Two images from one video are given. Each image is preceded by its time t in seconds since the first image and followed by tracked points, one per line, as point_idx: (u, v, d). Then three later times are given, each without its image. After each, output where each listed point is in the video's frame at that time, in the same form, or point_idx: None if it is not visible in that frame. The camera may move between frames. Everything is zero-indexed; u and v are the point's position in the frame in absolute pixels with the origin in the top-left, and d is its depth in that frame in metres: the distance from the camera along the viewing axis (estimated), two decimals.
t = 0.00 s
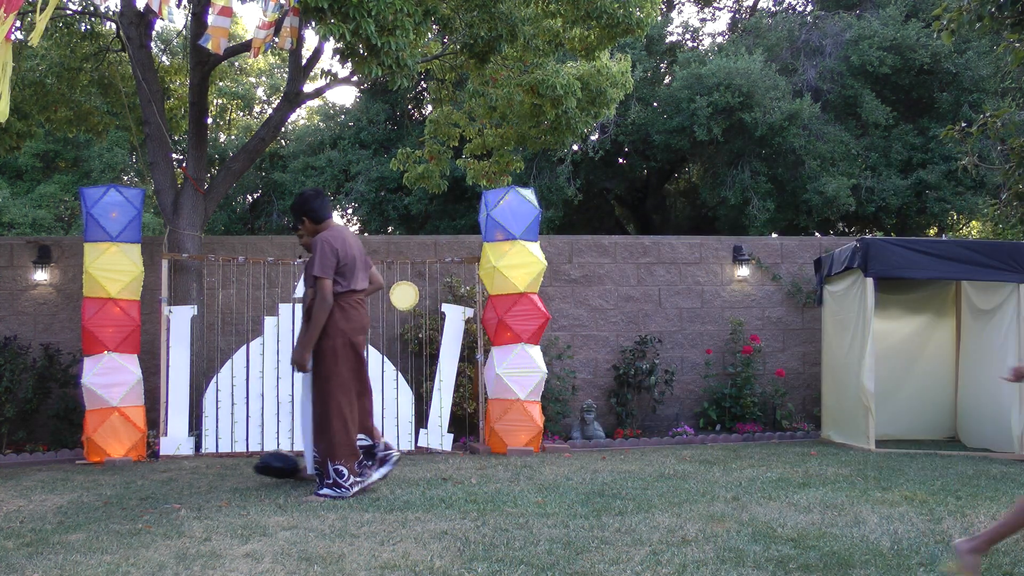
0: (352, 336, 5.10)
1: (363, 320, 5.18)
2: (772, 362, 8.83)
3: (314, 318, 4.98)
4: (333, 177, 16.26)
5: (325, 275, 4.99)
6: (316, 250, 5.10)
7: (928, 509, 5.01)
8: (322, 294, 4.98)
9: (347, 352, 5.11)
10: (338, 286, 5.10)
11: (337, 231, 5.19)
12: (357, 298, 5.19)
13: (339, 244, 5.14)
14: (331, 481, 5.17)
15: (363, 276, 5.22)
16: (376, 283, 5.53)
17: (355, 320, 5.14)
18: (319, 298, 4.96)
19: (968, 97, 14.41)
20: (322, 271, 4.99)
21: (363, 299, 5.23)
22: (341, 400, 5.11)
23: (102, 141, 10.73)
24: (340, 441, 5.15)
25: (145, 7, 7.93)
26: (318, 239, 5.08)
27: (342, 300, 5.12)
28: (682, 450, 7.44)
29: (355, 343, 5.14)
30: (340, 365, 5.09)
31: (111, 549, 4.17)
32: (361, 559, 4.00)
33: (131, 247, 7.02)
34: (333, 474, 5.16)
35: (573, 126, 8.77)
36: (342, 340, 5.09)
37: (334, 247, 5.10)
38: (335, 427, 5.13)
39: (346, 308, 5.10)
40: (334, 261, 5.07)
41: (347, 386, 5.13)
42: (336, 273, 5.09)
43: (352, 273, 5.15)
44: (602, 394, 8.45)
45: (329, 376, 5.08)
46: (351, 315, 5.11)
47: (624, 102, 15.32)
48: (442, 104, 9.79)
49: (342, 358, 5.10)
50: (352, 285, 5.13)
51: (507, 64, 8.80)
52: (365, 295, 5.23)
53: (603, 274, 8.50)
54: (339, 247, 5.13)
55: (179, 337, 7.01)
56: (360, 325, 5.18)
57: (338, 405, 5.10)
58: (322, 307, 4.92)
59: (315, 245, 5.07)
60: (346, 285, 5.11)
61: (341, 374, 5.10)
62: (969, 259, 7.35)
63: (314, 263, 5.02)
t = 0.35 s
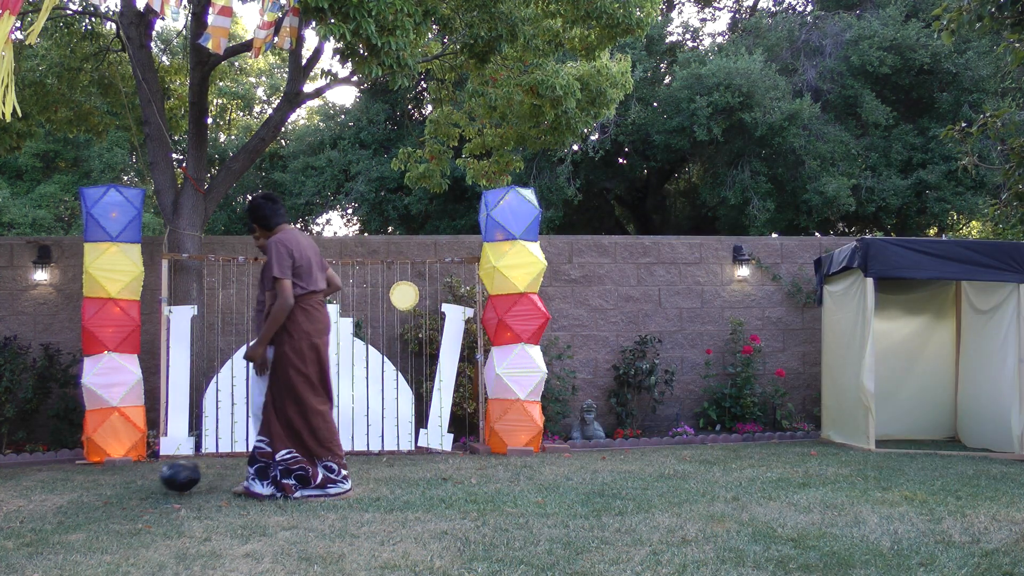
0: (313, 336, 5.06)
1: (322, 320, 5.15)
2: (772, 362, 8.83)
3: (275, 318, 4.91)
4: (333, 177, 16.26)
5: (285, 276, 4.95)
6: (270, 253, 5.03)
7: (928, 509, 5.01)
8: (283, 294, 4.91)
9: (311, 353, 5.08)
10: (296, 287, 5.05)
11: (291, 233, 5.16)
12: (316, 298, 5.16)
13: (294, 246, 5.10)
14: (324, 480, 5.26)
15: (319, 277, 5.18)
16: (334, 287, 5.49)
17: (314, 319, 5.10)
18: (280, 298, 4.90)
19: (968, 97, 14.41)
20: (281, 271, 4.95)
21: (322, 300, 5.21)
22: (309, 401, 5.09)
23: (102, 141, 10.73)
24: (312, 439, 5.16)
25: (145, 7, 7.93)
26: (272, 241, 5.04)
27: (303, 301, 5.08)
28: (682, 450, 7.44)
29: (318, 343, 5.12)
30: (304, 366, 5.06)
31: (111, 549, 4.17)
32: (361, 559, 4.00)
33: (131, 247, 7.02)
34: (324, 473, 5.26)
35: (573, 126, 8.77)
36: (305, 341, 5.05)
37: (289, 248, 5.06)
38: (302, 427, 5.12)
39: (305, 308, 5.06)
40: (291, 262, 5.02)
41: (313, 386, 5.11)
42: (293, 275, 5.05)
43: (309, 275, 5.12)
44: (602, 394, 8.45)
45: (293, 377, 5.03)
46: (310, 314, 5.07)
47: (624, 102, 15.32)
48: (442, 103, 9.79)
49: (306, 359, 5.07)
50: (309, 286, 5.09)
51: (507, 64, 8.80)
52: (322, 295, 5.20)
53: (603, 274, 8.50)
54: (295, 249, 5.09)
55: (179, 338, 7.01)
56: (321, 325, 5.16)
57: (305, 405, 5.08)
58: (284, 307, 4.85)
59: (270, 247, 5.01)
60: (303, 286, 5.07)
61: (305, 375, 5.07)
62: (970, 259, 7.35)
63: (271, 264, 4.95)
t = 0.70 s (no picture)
0: (256, 337, 5.03)
1: (269, 323, 5.12)
2: (772, 362, 8.82)
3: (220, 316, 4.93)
4: (333, 177, 16.25)
5: (229, 275, 4.96)
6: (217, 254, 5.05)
7: (928, 509, 5.01)
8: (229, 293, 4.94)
9: (245, 354, 5.01)
10: (242, 288, 5.05)
11: (239, 235, 5.18)
12: (260, 301, 5.12)
13: (240, 246, 5.09)
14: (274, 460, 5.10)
15: (268, 280, 5.18)
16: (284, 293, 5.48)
17: (259, 322, 5.07)
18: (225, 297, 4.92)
19: (968, 97, 14.41)
20: (225, 270, 4.97)
21: (268, 303, 5.16)
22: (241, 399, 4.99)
23: (102, 141, 10.73)
24: (240, 435, 5.04)
25: (145, 7, 7.93)
26: (219, 241, 5.07)
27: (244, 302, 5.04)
28: (682, 450, 7.45)
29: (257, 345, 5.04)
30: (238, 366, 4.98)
31: (111, 549, 4.17)
32: (361, 559, 4.00)
33: (131, 247, 7.02)
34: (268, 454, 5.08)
35: (573, 126, 8.77)
36: (246, 342, 4.99)
37: (235, 249, 5.07)
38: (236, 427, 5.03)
39: (251, 309, 5.04)
40: (235, 262, 5.03)
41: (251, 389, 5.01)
42: (237, 275, 5.03)
43: (254, 276, 5.10)
44: (602, 394, 8.45)
45: (230, 377, 4.97)
46: (254, 316, 5.05)
47: (624, 102, 15.32)
48: (442, 103, 9.79)
49: (245, 361, 4.99)
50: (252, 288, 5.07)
51: (507, 64, 8.77)
52: (270, 299, 5.18)
53: (603, 274, 8.50)
54: (241, 250, 5.10)
55: (179, 338, 7.02)
56: (263, 327, 5.08)
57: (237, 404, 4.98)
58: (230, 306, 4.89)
59: (215, 248, 5.04)
60: (249, 287, 5.07)
61: (238, 376, 4.98)
62: (971, 259, 7.35)
63: (214, 264, 4.97)
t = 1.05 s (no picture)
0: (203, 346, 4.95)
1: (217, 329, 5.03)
2: (772, 362, 8.82)
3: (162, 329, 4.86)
4: (333, 177, 16.24)
5: (170, 287, 4.86)
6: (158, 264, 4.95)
7: (928, 509, 5.01)
8: (169, 305, 4.85)
9: (190, 362, 4.93)
10: (185, 297, 4.95)
11: (184, 242, 5.05)
12: (208, 308, 5.00)
13: (183, 255, 4.98)
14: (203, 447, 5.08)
15: (214, 286, 5.06)
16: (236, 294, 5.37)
17: (207, 330, 4.98)
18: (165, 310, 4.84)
19: (968, 97, 14.41)
20: (165, 282, 4.86)
21: (217, 309, 5.04)
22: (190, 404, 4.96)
23: (102, 141, 10.73)
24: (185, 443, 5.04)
25: (146, 7, 7.93)
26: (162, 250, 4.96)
27: (188, 310, 4.95)
28: (682, 450, 7.45)
29: (203, 352, 4.95)
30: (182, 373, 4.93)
31: (111, 549, 4.17)
32: (361, 559, 4.00)
33: (131, 247, 7.01)
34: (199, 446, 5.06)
35: (573, 126, 8.77)
36: (192, 352, 4.93)
37: (177, 258, 4.95)
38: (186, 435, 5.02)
39: (196, 318, 4.95)
40: (178, 272, 4.92)
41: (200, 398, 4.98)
42: (180, 285, 4.93)
43: (199, 283, 4.98)
44: (602, 394, 8.45)
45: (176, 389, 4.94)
46: (200, 324, 4.96)
47: (624, 102, 15.31)
48: (442, 103, 9.79)
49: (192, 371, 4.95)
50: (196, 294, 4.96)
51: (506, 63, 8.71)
52: (218, 305, 5.07)
53: (603, 274, 8.50)
54: (185, 259, 4.99)
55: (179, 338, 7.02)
56: (208, 335, 4.98)
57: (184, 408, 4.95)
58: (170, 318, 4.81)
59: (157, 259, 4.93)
60: (193, 295, 4.97)
61: (182, 384, 4.95)
62: (970, 259, 7.35)
63: (155, 276, 4.87)
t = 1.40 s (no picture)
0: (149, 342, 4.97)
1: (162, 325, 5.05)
2: (772, 362, 8.82)
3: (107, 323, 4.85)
4: (333, 177, 16.24)
5: (117, 280, 4.85)
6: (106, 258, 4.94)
7: (929, 509, 5.01)
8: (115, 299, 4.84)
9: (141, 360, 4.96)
10: (131, 292, 4.95)
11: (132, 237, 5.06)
12: (152, 302, 5.02)
13: (131, 249, 4.99)
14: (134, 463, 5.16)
15: (159, 282, 5.07)
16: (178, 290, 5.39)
17: (152, 325, 5.00)
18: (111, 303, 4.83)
19: (968, 97, 14.41)
20: (112, 275, 4.86)
21: (161, 305, 5.07)
22: (151, 402, 4.99)
23: (101, 141, 10.73)
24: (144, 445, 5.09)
25: (146, 7, 7.93)
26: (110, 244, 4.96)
27: (134, 306, 4.95)
28: (682, 450, 7.45)
29: (154, 347, 5.00)
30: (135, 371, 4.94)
31: (111, 549, 4.17)
32: (361, 559, 4.00)
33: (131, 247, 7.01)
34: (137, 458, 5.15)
35: (573, 126, 8.77)
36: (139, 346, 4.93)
37: (124, 252, 4.96)
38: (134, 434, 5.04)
39: (142, 313, 4.96)
40: (124, 266, 4.92)
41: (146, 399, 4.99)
42: (126, 279, 4.93)
43: (143, 277, 4.98)
44: (602, 394, 8.45)
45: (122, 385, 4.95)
46: (145, 319, 4.97)
47: (624, 102, 15.31)
48: (442, 103, 9.79)
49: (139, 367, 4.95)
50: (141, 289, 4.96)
51: (507, 63, 8.74)
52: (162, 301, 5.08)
53: (603, 273, 8.50)
54: (132, 252, 4.99)
55: (179, 337, 7.02)
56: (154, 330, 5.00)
57: (147, 408, 4.98)
58: (113, 311, 4.79)
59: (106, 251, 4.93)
60: (139, 290, 4.97)
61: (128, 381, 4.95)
62: (970, 260, 7.35)
63: (104, 269, 4.87)
